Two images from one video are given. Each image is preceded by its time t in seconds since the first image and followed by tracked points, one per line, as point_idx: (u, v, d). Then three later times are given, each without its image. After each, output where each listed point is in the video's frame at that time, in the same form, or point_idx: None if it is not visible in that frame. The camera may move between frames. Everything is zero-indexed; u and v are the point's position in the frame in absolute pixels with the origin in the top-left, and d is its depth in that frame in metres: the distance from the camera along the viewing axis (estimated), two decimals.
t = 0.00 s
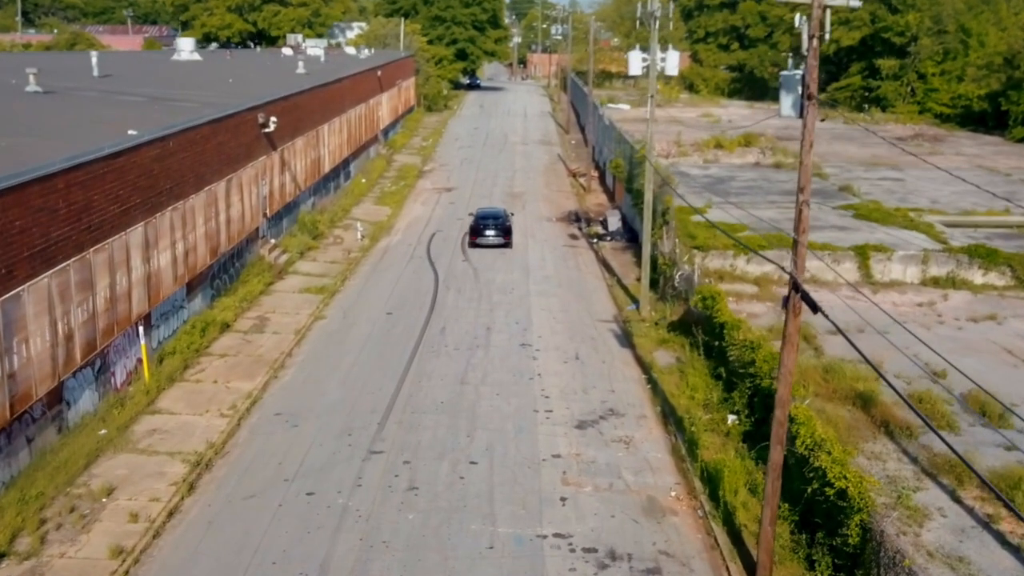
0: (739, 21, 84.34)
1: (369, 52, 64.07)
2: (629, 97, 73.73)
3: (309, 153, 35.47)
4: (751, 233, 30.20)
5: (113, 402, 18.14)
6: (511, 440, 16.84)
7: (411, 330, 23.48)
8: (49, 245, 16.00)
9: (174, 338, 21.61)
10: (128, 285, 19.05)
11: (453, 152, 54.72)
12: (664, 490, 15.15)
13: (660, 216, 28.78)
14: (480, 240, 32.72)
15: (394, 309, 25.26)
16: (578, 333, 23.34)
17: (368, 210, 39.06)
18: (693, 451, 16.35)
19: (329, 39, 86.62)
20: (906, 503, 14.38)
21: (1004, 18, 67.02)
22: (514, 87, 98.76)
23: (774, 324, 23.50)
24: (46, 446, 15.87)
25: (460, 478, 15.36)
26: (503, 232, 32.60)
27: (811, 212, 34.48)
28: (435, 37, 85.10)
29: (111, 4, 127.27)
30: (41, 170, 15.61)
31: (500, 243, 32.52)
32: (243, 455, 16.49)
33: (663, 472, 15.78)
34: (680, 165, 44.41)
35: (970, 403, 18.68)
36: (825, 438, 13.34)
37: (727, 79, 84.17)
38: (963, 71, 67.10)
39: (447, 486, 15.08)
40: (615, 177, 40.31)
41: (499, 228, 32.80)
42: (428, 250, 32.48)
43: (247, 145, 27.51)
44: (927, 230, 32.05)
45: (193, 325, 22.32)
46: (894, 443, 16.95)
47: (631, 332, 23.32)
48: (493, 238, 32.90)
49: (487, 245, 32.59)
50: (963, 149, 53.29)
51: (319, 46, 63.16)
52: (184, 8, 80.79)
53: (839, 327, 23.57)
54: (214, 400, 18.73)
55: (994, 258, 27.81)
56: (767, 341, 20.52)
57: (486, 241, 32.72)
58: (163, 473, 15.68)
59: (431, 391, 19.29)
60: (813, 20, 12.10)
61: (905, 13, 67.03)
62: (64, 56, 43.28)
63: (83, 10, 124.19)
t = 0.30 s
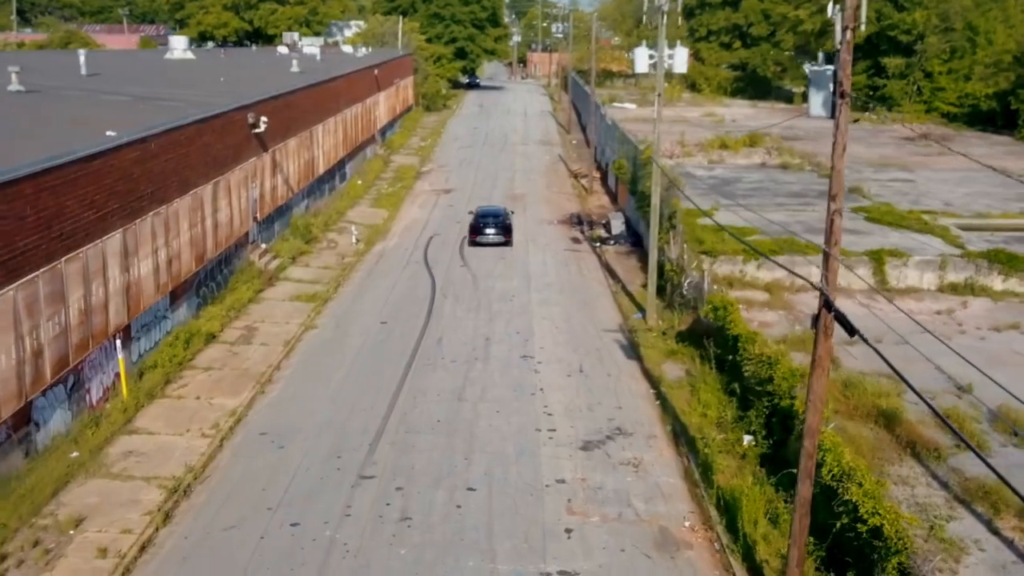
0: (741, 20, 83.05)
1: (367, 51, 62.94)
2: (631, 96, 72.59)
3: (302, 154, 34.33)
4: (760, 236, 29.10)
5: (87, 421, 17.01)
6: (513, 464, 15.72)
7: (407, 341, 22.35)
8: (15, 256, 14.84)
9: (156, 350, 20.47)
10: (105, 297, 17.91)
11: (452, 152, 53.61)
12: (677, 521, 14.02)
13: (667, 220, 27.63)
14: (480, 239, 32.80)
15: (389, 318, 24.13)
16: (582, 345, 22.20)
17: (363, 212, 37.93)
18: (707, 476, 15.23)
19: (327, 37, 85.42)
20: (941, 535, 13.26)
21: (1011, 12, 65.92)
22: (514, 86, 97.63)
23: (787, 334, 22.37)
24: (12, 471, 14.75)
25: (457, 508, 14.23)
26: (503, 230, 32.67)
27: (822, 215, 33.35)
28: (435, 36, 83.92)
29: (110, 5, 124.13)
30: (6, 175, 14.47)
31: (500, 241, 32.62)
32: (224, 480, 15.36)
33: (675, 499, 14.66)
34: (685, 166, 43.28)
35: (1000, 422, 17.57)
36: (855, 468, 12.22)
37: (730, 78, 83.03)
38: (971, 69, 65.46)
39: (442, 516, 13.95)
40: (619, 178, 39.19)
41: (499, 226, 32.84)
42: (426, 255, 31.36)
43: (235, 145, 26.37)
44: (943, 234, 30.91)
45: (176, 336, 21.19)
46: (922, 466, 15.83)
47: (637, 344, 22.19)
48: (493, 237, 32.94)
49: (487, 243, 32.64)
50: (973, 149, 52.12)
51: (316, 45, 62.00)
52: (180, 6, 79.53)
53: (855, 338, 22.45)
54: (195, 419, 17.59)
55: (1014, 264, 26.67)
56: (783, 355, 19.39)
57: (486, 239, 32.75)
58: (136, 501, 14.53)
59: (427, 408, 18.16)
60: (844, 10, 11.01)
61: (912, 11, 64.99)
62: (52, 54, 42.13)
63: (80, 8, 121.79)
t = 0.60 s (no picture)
0: (743, 19, 81.81)
1: (363, 51, 61.82)
2: (632, 97, 71.46)
3: (295, 157, 33.13)
4: (770, 243, 27.95)
5: (54, 448, 15.80)
6: (513, 496, 14.52)
7: (400, 355, 21.16)
8: None
9: (133, 367, 19.27)
10: (76, 311, 16.70)
11: (450, 154, 52.47)
12: (692, 560, 12.83)
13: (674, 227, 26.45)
14: (480, 239, 32.46)
15: (382, 330, 22.92)
16: (586, 359, 21.01)
17: (358, 217, 36.75)
18: (724, 509, 14.04)
19: (324, 37, 84.22)
20: None
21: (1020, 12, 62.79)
22: (513, 86, 96.42)
23: (803, 348, 21.19)
24: None
25: (452, 548, 13.01)
26: (503, 230, 32.35)
27: (832, 220, 32.19)
28: (433, 36, 82.77)
29: (106, 5, 123.35)
30: None
31: (500, 241, 32.29)
32: (200, 513, 14.15)
33: (689, 536, 13.47)
34: (689, 168, 42.13)
35: None
36: (893, 510, 11.05)
37: (732, 78, 81.69)
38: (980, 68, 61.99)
39: (436, 557, 12.75)
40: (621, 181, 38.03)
41: (499, 226, 32.50)
42: (422, 261, 30.16)
43: (222, 148, 25.16)
44: (960, 240, 29.71)
45: (155, 352, 19.99)
46: (955, 497, 14.64)
47: (644, 358, 20.99)
48: (492, 237, 32.58)
49: (487, 244, 32.26)
50: (983, 150, 50.89)
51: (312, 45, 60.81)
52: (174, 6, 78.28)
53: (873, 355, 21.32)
54: (171, 444, 16.38)
55: None
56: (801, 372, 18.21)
57: (486, 240, 32.36)
58: (102, 539, 13.31)
59: (420, 431, 16.97)
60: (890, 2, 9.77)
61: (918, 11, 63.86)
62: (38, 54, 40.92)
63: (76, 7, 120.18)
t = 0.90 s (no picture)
0: (745, 20, 80.41)
1: (360, 52, 60.51)
2: (634, 99, 70.19)
3: (285, 163, 31.80)
4: (782, 254, 26.63)
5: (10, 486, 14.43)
6: (511, 541, 13.19)
7: (392, 377, 19.83)
8: None
9: (104, 392, 17.92)
10: (38, 335, 15.32)
11: (448, 158, 51.16)
12: None
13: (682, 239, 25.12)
14: (480, 242, 31.93)
15: (373, 349, 21.60)
16: (589, 381, 19.69)
17: (351, 224, 35.43)
18: (744, 557, 12.71)
19: (320, 39, 82.77)
20: None
21: None
22: (513, 89, 95.16)
23: (821, 369, 19.86)
24: None
25: None
26: (503, 234, 31.81)
27: (845, 229, 30.87)
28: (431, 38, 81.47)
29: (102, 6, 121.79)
30: None
31: (499, 245, 31.80)
32: (166, 562, 12.81)
33: None
34: (694, 173, 40.82)
35: None
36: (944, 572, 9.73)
37: (735, 81, 79.47)
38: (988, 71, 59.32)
39: None
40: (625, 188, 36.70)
41: (499, 230, 31.96)
42: (418, 273, 28.82)
43: (205, 155, 23.82)
44: (980, 251, 28.35)
45: (129, 374, 18.64)
46: (998, 543, 13.31)
47: (652, 380, 19.66)
48: (492, 240, 32.05)
49: (487, 247, 31.72)
50: (996, 154, 49.53)
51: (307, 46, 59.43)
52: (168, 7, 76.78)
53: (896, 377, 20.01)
54: (139, 480, 15.04)
55: None
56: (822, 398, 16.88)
57: (485, 243, 31.81)
58: None
59: (411, 465, 15.64)
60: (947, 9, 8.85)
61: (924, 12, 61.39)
62: (21, 56, 39.56)
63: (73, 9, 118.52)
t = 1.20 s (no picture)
0: (749, 22, 79.22)
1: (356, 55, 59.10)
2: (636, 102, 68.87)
3: (273, 170, 30.37)
4: (796, 267, 25.22)
5: None
6: None
7: (381, 404, 18.37)
8: None
9: (66, 424, 16.47)
10: None
11: (445, 163, 49.77)
12: None
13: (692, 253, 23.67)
14: (477, 247, 31.46)
15: (361, 372, 20.14)
16: (593, 408, 18.23)
17: (343, 233, 34.01)
18: None
19: (316, 41, 81.24)
20: None
21: None
22: (513, 92, 93.90)
23: (844, 395, 18.42)
24: None
25: None
26: (501, 238, 31.35)
27: (860, 239, 29.46)
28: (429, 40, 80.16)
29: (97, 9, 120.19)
30: None
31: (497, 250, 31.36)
32: None
33: None
34: (700, 179, 39.43)
35: None
36: None
37: (738, 83, 78.42)
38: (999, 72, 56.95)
39: None
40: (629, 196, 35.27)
41: (496, 233, 31.50)
42: (412, 286, 27.39)
43: (183, 164, 22.37)
44: (1003, 263, 26.97)
45: (94, 403, 17.20)
46: None
47: (662, 407, 18.20)
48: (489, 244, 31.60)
49: (484, 252, 31.27)
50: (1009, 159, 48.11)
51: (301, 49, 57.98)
52: (161, 9, 75.23)
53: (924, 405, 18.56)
54: (97, 527, 13.58)
55: None
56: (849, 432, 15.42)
57: (483, 247, 31.38)
58: None
59: (398, 509, 14.17)
60: None
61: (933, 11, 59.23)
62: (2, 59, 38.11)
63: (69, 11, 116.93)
